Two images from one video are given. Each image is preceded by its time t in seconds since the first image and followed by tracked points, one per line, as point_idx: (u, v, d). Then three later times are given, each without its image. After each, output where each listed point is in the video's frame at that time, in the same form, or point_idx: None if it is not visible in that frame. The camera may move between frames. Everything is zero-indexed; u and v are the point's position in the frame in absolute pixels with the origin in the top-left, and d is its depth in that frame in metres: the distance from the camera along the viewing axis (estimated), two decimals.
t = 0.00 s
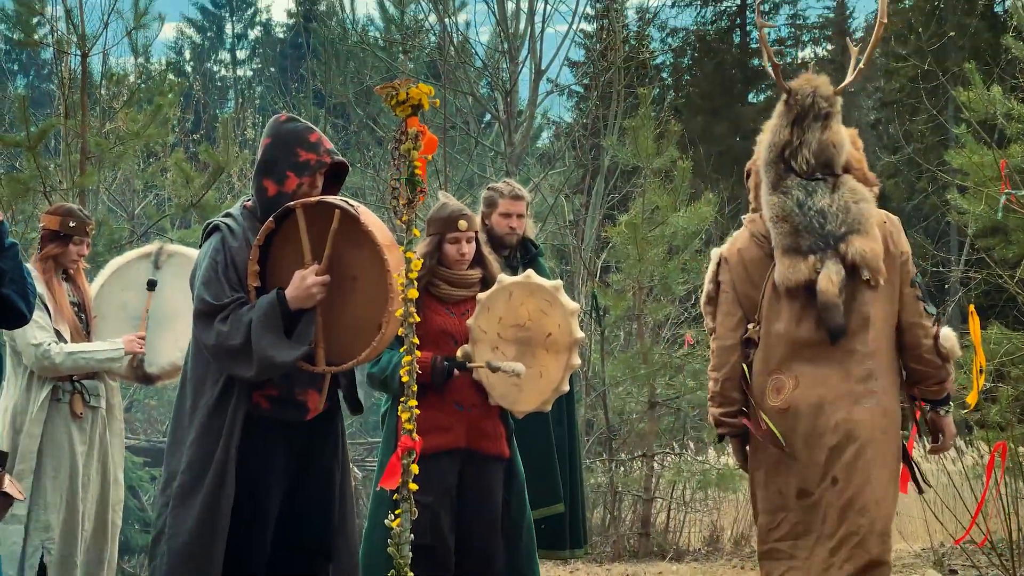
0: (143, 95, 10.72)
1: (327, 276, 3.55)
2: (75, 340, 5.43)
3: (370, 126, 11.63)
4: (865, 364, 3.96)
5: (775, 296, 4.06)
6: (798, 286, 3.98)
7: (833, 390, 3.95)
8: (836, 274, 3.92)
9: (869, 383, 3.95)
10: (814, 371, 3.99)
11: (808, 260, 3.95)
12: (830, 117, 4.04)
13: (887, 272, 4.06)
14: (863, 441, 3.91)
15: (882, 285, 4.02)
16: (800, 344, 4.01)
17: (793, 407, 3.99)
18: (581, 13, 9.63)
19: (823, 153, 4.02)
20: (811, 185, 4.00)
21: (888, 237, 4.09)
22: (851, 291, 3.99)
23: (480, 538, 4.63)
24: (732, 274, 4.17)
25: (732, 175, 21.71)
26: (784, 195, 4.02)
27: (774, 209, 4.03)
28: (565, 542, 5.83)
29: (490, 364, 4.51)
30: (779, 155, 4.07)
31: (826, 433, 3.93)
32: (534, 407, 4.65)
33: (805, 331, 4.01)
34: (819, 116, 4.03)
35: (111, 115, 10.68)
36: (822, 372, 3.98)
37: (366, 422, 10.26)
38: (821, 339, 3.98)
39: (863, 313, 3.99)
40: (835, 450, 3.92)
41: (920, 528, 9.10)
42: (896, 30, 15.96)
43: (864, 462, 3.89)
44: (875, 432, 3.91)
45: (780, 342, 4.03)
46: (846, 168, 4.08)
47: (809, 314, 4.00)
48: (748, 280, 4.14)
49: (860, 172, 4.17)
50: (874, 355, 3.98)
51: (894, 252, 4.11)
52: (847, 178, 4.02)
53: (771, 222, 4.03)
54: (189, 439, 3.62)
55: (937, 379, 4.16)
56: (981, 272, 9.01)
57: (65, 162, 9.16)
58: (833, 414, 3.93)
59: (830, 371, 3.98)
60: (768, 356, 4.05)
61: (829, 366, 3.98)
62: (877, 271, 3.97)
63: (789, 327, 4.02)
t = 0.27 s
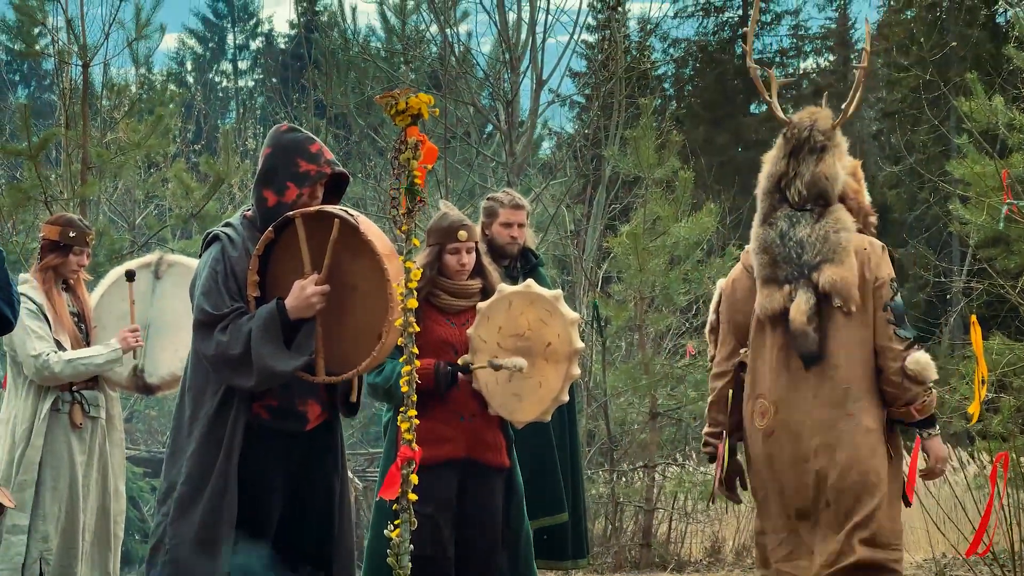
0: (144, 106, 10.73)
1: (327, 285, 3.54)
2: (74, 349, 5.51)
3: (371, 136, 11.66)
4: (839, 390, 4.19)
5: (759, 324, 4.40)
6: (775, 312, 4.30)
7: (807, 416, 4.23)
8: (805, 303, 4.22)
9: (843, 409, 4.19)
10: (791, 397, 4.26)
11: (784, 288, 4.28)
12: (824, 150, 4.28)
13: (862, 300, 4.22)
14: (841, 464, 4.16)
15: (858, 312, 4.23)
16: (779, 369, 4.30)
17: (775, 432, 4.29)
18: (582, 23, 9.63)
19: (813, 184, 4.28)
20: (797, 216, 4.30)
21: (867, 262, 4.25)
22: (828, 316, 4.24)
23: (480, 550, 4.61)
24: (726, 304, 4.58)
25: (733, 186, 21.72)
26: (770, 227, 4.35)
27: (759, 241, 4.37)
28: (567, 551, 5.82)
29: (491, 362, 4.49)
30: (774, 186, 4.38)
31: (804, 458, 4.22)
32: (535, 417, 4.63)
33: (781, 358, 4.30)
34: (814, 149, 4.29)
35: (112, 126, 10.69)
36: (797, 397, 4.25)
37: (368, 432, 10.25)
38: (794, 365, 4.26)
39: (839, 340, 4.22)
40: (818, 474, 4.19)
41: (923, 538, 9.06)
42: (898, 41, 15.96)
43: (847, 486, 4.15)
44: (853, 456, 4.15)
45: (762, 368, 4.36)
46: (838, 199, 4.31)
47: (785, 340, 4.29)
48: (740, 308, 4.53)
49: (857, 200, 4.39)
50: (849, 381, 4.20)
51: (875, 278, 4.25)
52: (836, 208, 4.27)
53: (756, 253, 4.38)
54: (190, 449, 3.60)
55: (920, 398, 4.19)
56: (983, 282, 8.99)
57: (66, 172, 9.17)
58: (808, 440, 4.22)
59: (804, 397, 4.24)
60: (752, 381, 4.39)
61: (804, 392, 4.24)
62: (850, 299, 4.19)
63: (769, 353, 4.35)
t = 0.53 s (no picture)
0: (142, 109, 10.71)
1: (321, 288, 3.53)
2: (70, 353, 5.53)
3: (369, 138, 11.65)
4: (826, 384, 4.44)
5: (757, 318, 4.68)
6: (766, 307, 4.57)
7: (792, 406, 4.48)
8: (792, 299, 4.47)
9: (826, 402, 4.43)
10: (780, 387, 4.51)
11: (776, 284, 4.55)
12: (827, 154, 4.53)
13: (849, 299, 4.41)
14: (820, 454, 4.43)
15: (845, 311, 4.42)
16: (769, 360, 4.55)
17: (764, 419, 4.54)
18: (580, 26, 9.61)
19: (816, 185, 4.52)
20: (798, 216, 4.55)
21: (857, 262, 4.41)
22: (815, 313, 4.45)
23: (475, 553, 4.60)
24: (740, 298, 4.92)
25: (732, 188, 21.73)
26: (773, 225, 4.63)
27: (761, 238, 4.65)
28: (566, 555, 5.81)
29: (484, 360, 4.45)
30: (783, 188, 4.66)
31: (787, 447, 4.48)
32: (533, 420, 4.61)
33: (771, 349, 4.55)
34: (820, 152, 4.55)
35: (109, 129, 10.67)
36: (784, 387, 4.50)
37: (365, 435, 10.24)
38: (782, 357, 4.50)
39: (826, 336, 4.44)
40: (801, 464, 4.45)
41: (921, 541, 9.04)
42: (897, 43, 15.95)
43: (826, 477, 4.42)
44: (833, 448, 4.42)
45: (755, 360, 4.62)
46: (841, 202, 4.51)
47: (774, 334, 4.55)
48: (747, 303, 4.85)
49: (861, 204, 4.55)
50: (833, 376, 4.43)
51: (863, 279, 4.41)
52: (837, 210, 4.47)
53: (756, 251, 4.66)
54: (185, 452, 3.57)
55: (897, 397, 4.31)
56: (981, 284, 8.98)
57: (63, 175, 9.16)
58: (791, 429, 4.47)
59: (790, 387, 4.49)
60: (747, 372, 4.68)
61: (795, 383, 4.48)
62: (837, 297, 4.39)
63: (762, 345, 4.60)
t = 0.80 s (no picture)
0: (136, 108, 10.68)
1: (315, 285, 3.51)
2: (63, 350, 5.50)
3: (363, 138, 11.63)
4: (848, 388, 4.87)
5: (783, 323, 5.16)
6: (793, 313, 5.02)
7: (810, 406, 4.93)
8: (817, 307, 4.91)
9: (842, 406, 4.87)
10: (800, 388, 4.97)
11: (803, 292, 4.99)
12: (853, 172, 4.98)
13: (872, 308, 4.86)
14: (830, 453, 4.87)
15: (868, 321, 4.86)
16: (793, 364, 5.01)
17: (787, 419, 4.98)
18: (575, 25, 9.60)
19: (842, 198, 4.98)
20: (824, 228, 5.01)
21: (879, 275, 4.85)
22: (840, 320, 4.91)
23: (468, 552, 4.60)
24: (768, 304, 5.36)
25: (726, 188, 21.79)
26: (801, 236, 5.09)
27: (790, 247, 5.10)
28: (560, 554, 5.81)
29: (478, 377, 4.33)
30: (811, 200, 5.13)
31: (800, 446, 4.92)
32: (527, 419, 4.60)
33: (797, 353, 5.01)
34: (845, 167, 5.01)
35: (103, 128, 10.62)
36: (804, 388, 4.96)
37: (359, 434, 10.23)
38: (809, 362, 4.94)
39: (848, 342, 4.90)
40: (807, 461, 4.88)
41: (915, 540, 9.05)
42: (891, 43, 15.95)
43: (843, 476, 4.84)
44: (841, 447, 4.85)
45: (784, 362, 5.04)
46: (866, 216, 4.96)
47: (800, 339, 4.98)
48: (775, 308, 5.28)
49: (884, 218, 5.02)
50: (854, 380, 4.87)
51: (887, 289, 4.85)
52: (861, 224, 4.93)
53: (785, 259, 5.11)
54: (179, 450, 3.54)
55: (914, 406, 4.73)
56: (974, 284, 8.99)
57: (56, 175, 9.11)
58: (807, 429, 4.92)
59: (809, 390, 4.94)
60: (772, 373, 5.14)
61: (816, 386, 4.93)
62: (860, 307, 4.83)
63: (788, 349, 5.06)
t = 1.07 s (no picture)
0: (125, 108, 10.64)
1: (306, 284, 3.50)
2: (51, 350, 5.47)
3: (353, 138, 11.62)
4: (887, 368, 4.99)
5: (813, 308, 5.29)
6: (827, 297, 5.16)
7: (840, 387, 5.05)
8: (854, 288, 5.04)
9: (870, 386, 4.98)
10: (831, 370, 5.11)
11: (835, 275, 5.15)
12: (876, 159, 5.20)
13: (905, 287, 5.03)
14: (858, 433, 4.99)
15: (901, 300, 5.02)
16: (826, 346, 5.15)
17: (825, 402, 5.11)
18: (564, 26, 9.59)
19: (869, 185, 5.20)
20: (852, 214, 5.19)
21: (911, 256, 5.04)
22: (873, 302, 5.05)
23: (458, 552, 4.60)
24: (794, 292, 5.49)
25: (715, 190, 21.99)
26: (829, 223, 5.26)
27: (818, 234, 5.27)
28: (549, 555, 5.80)
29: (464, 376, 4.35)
30: (835, 190, 5.34)
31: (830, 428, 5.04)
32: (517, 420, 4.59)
33: (832, 336, 5.12)
34: (871, 155, 5.23)
35: (92, 128, 10.58)
36: (836, 369, 5.09)
37: (349, 434, 10.21)
38: (848, 341, 5.07)
39: (883, 322, 5.03)
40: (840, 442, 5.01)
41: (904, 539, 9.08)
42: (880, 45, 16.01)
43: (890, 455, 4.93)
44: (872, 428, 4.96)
45: (821, 344, 5.17)
46: (891, 202, 5.19)
47: (837, 321, 5.12)
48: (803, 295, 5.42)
49: (906, 204, 5.25)
50: (891, 359, 5.00)
51: (918, 270, 5.04)
52: (887, 209, 5.14)
53: (815, 246, 5.27)
54: (166, 450, 3.52)
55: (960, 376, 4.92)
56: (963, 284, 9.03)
57: (45, 174, 9.07)
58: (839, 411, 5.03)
59: (839, 371, 5.08)
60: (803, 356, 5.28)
61: (852, 367, 5.04)
62: (894, 286, 4.99)
63: (823, 334, 5.18)
